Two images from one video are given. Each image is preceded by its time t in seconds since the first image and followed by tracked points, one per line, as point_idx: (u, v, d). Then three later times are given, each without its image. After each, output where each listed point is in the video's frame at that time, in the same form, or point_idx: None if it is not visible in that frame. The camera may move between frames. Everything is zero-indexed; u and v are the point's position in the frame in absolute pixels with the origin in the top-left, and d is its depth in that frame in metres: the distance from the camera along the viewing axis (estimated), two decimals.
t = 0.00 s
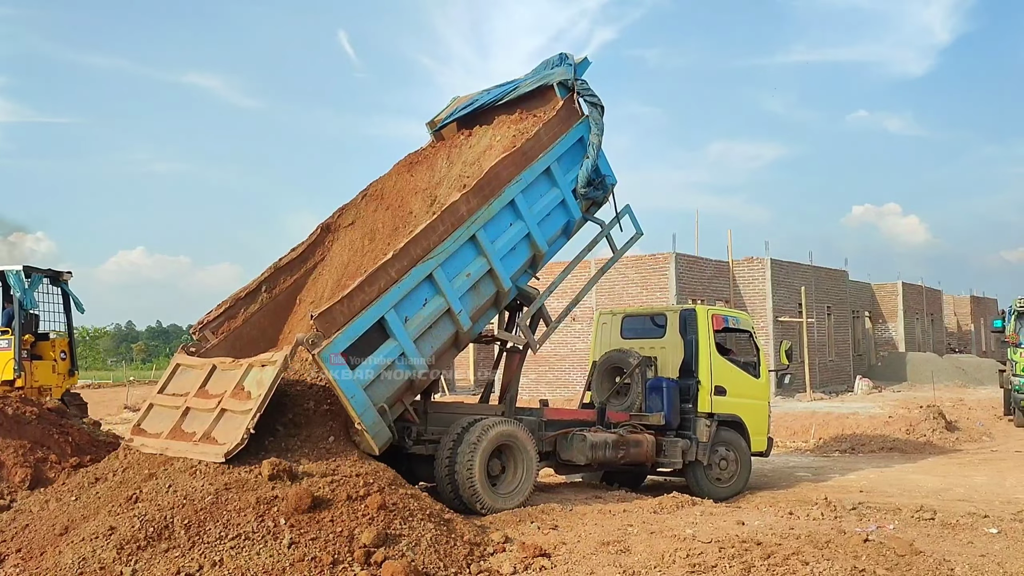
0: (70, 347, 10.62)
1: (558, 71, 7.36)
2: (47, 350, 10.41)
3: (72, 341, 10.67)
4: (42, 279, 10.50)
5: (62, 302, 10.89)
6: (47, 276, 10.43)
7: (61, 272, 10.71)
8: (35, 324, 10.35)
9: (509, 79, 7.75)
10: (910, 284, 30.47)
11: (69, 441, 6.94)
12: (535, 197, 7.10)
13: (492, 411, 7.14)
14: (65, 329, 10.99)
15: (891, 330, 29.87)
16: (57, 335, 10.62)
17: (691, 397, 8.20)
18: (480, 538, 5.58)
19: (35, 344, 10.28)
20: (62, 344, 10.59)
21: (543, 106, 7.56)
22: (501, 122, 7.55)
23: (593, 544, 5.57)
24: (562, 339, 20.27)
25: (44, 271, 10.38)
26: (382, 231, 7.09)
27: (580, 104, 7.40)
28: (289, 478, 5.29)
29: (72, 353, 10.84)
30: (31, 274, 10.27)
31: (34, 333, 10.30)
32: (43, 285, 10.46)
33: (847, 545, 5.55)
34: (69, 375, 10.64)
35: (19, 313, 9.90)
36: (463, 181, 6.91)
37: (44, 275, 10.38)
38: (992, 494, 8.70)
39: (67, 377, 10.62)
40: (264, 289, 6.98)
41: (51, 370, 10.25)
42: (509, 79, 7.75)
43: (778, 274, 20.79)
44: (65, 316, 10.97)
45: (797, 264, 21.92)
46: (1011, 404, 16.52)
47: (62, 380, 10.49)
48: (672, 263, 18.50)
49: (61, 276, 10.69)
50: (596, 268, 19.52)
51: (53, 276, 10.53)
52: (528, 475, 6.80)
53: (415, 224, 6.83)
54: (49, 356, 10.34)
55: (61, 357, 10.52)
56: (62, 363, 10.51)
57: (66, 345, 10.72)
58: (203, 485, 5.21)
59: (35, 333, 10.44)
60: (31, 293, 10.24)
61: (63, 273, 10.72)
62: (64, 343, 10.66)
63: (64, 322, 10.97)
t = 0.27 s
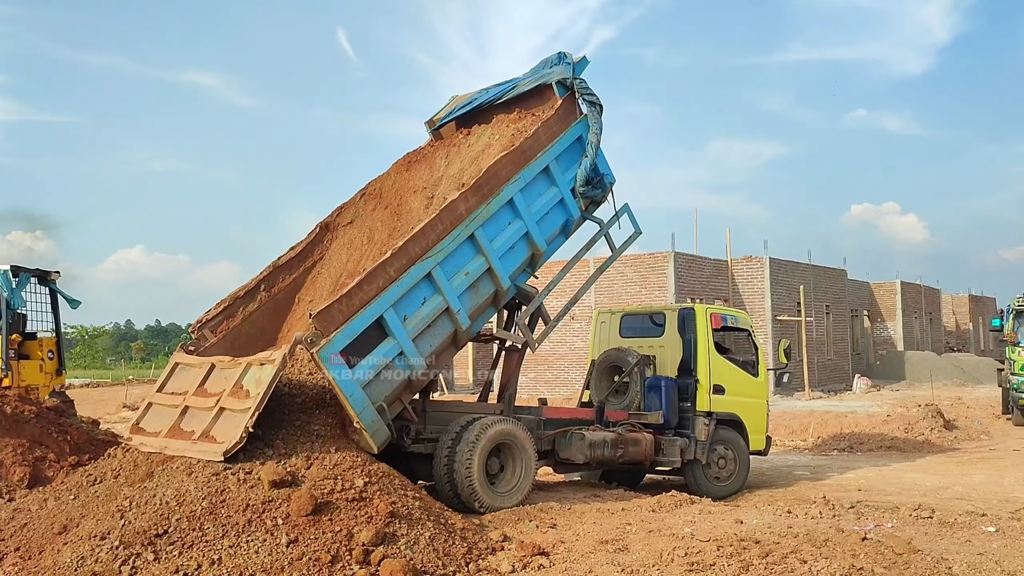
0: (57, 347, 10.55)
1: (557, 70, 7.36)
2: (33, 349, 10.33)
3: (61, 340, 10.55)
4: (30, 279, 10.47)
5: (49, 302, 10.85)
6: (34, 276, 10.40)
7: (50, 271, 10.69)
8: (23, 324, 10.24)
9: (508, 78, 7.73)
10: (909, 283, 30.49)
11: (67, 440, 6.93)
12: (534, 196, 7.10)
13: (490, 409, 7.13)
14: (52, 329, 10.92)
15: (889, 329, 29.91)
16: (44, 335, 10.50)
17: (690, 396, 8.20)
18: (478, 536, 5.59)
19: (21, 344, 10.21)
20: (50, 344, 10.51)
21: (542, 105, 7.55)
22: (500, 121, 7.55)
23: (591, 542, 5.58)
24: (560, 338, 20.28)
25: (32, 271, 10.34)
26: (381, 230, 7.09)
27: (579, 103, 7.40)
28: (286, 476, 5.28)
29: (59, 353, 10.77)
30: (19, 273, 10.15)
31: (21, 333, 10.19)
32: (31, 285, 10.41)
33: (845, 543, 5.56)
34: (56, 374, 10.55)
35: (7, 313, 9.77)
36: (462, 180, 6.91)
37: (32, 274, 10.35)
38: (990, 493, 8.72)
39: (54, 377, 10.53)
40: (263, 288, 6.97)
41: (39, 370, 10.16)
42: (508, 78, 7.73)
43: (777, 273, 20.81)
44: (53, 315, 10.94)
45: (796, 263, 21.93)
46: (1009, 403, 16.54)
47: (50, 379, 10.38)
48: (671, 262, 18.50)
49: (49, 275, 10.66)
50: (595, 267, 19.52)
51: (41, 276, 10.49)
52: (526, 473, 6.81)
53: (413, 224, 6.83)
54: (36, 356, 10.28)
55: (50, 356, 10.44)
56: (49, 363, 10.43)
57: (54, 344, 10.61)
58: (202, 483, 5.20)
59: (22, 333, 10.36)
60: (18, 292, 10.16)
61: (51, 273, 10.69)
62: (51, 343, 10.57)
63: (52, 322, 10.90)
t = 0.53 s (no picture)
0: (44, 345, 10.20)
1: (557, 68, 7.35)
2: (22, 348, 9.97)
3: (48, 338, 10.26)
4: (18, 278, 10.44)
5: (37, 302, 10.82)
6: (22, 275, 10.38)
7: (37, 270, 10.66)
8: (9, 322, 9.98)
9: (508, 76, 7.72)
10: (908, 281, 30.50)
11: (66, 438, 6.92)
12: (533, 194, 7.10)
13: (489, 407, 7.14)
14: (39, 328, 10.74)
15: (888, 327, 29.92)
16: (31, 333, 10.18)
17: (689, 394, 8.21)
18: (477, 534, 5.59)
19: (9, 342, 9.82)
20: (37, 342, 10.17)
21: (542, 103, 7.55)
22: (500, 119, 7.55)
23: (590, 540, 5.58)
24: (560, 337, 20.27)
25: (20, 269, 10.31)
26: (381, 229, 7.09)
27: (579, 101, 7.40)
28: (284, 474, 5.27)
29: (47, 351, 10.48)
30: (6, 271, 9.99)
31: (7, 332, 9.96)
32: (18, 284, 10.39)
33: (844, 541, 5.56)
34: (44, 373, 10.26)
35: None
36: (461, 178, 6.90)
37: (19, 273, 10.33)
38: (989, 491, 8.72)
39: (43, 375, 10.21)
40: (262, 287, 6.97)
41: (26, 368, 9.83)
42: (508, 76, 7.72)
43: (776, 271, 20.81)
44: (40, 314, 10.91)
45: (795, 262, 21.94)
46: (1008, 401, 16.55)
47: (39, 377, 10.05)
48: (670, 261, 18.50)
49: (37, 274, 10.64)
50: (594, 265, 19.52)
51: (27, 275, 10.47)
52: (525, 470, 6.81)
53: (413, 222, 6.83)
54: (25, 354, 9.91)
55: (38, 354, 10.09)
56: (37, 361, 10.04)
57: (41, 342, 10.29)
58: (200, 481, 5.19)
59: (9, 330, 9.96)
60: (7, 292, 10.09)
61: (38, 272, 10.66)
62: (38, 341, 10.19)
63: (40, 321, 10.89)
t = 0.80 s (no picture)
0: (33, 341, 9.93)
1: (557, 66, 7.34)
2: (9, 345, 9.63)
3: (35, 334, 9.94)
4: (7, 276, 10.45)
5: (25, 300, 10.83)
6: (10, 273, 10.39)
7: (26, 268, 10.68)
8: None
9: (508, 74, 7.71)
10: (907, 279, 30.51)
11: (66, 435, 6.92)
12: (533, 192, 7.09)
13: (488, 405, 7.14)
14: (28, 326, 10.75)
15: (887, 325, 29.93)
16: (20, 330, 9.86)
17: (688, 392, 8.21)
18: (477, 531, 5.60)
19: None
20: (26, 338, 9.87)
21: (542, 101, 7.54)
22: (500, 117, 7.54)
23: (589, 537, 5.59)
24: (559, 334, 20.29)
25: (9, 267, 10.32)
26: (382, 226, 7.10)
27: (579, 99, 7.39)
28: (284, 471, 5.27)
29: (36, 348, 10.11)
30: None
31: None
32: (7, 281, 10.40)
33: (843, 538, 5.57)
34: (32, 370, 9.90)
35: None
36: (462, 176, 6.90)
37: (8, 270, 10.33)
38: (988, 489, 8.73)
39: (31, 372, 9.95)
40: (263, 284, 6.97)
41: (15, 365, 9.50)
42: (508, 74, 7.71)
43: (776, 269, 20.81)
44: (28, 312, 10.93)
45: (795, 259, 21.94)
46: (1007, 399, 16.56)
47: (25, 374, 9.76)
48: (670, 259, 18.50)
49: (25, 272, 10.65)
50: (594, 263, 19.53)
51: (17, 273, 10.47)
52: (524, 468, 6.81)
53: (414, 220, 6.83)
54: (13, 352, 9.62)
55: (26, 351, 9.78)
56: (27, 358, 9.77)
57: (30, 339, 9.95)
58: (199, 478, 5.19)
59: None
60: None
61: (26, 270, 10.67)
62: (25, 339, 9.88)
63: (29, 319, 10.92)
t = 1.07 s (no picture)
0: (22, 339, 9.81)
1: (558, 63, 7.32)
2: None
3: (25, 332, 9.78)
4: None
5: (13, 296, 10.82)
6: None
7: (14, 264, 10.68)
8: None
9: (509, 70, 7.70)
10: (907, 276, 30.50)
11: (66, 431, 6.89)
12: (533, 189, 7.08)
13: (488, 401, 7.14)
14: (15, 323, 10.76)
15: (887, 323, 29.93)
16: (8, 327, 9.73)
17: (688, 388, 8.21)
18: (476, 528, 5.60)
19: None
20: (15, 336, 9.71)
21: (543, 98, 7.52)
22: (500, 113, 7.53)
23: (589, 534, 5.59)
24: (559, 331, 20.28)
25: None
26: (382, 223, 7.09)
27: (580, 96, 7.37)
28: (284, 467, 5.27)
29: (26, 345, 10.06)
30: None
31: None
32: None
33: (842, 535, 5.57)
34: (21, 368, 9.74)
35: None
36: (462, 172, 6.89)
37: None
38: (987, 486, 8.73)
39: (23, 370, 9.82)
40: (263, 281, 6.97)
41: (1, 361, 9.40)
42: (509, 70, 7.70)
43: (776, 266, 20.81)
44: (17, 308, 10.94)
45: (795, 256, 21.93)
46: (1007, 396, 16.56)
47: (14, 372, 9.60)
48: (670, 255, 18.49)
49: (12, 268, 10.65)
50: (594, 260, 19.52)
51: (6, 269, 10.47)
52: (524, 464, 6.82)
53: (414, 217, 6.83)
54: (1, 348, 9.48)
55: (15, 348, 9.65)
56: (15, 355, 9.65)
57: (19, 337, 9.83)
58: (199, 475, 5.19)
59: None
60: None
61: (13, 266, 10.67)
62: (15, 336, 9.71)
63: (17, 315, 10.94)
